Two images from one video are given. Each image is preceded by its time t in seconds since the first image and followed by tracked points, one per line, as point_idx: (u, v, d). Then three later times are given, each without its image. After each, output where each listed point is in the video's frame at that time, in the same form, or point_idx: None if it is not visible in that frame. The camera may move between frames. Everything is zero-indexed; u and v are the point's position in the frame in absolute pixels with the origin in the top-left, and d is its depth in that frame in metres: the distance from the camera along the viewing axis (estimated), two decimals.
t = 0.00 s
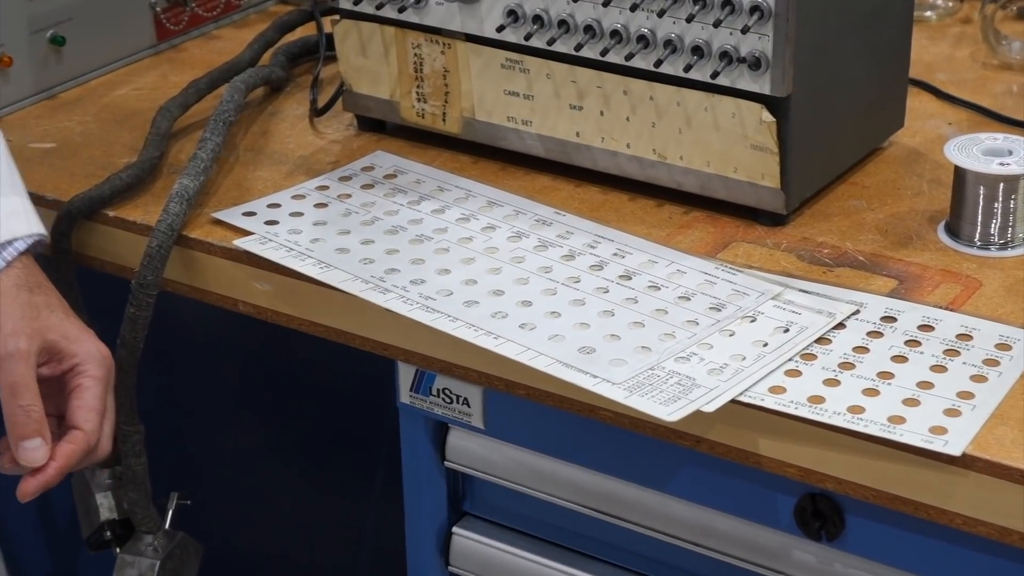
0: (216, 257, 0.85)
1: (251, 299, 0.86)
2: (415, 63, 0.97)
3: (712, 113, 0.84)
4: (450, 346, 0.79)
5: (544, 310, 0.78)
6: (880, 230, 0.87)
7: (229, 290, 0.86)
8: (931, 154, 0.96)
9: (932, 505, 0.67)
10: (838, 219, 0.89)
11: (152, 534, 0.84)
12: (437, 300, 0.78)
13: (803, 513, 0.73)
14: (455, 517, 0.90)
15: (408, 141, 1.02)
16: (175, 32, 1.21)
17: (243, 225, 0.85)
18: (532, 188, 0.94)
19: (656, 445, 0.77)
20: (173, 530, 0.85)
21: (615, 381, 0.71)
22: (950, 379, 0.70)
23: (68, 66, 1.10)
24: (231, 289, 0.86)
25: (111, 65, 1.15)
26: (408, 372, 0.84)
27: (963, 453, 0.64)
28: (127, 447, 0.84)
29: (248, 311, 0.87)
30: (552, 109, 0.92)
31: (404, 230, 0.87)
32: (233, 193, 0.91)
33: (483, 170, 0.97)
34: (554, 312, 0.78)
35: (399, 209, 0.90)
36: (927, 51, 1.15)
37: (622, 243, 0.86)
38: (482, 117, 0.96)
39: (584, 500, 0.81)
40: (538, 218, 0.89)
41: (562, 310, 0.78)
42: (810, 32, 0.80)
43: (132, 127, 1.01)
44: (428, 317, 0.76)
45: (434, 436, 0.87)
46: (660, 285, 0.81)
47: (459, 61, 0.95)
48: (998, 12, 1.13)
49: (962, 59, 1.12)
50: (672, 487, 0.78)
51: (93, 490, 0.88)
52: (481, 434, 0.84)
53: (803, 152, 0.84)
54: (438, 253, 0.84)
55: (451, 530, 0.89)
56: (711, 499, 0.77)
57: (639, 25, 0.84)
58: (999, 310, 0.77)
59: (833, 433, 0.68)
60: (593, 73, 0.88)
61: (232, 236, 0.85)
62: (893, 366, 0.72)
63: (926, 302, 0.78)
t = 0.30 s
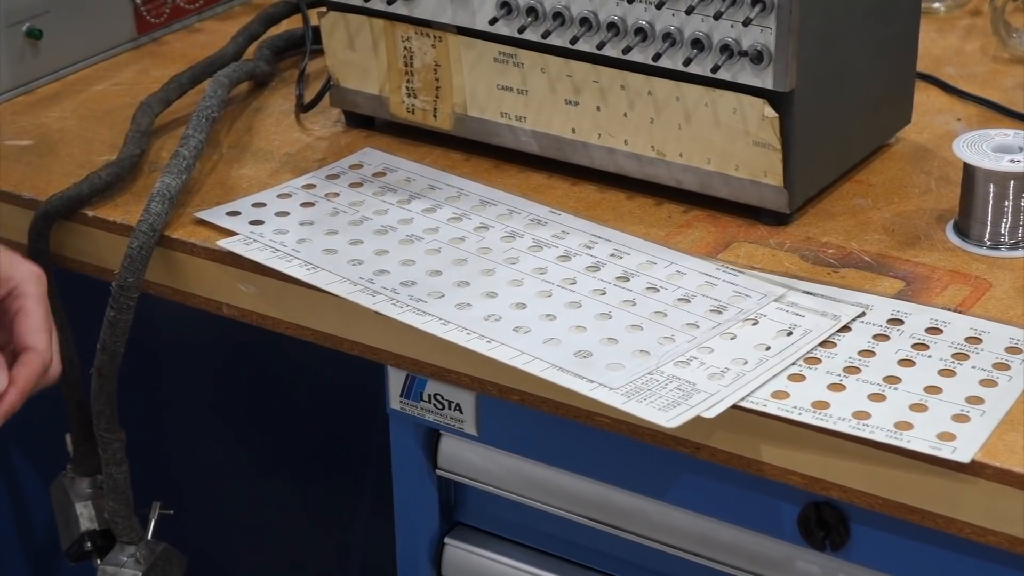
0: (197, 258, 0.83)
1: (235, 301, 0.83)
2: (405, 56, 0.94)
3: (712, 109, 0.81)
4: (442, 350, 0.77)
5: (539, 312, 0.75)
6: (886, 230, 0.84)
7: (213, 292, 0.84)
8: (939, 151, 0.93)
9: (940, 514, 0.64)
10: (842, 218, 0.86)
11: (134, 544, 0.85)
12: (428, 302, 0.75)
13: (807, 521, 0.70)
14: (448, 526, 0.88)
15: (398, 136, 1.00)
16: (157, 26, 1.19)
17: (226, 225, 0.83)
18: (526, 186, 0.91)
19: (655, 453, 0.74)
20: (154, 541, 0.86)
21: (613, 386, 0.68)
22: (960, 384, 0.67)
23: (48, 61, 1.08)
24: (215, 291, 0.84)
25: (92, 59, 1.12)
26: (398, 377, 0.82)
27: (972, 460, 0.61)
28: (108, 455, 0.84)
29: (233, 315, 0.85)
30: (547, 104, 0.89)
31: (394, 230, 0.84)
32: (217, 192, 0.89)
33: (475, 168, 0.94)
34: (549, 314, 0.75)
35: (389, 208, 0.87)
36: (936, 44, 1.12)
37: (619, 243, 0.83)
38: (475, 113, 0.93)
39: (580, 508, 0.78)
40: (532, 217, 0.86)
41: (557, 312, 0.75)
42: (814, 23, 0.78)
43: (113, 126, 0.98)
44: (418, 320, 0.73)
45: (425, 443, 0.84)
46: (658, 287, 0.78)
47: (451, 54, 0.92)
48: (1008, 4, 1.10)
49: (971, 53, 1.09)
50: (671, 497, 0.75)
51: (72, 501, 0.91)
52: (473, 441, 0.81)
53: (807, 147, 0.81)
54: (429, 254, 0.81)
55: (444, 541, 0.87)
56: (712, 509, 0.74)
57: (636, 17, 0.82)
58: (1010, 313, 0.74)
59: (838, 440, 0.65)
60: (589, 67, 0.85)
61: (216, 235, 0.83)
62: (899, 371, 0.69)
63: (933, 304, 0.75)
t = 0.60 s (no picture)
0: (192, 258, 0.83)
1: (230, 302, 0.83)
2: (401, 57, 0.94)
3: (708, 109, 0.81)
4: (438, 351, 0.77)
5: (535, 313, 0.75)
6: (881, 230, 0.84)
7: (208, 293, 0.84)
8: (935, 151, 0.93)
9: (936, 514, 0.64)
10: (838, 218, 0.86)
11: (129, 545, 0.85)
12: (424, 302, 0.75)
13: (802, 522, 0.70)
14: (444, 526, 0.88)
15: (394, 137, 1.00)
16: (153, 27, 1.19)
17: (222, 226, 0.83)
18: (522, 187, 0.91)
19: (650, 453, 0.74)
20: (150, 542, 0.86)
21: (609, 386, 0.68)
22: (955, 384, 0.67)
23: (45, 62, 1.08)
24: (210, 292, 0.84)
25: (88, 60, 1.12)
26: (394, 378, 0.82)
27: (967, 460, 0.61)
28: (104, 456, 0.84)
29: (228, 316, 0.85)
30: (543, 104, 0.89)
31: (390, 231, 0.84)
32: (212, 193, 0.89)
33: (471, 169, 0.94)
34: (545, 315, 0.75)
35: (385, 209, 0.87)
36: (931, 44, 1.12)
37: (615, 244, 0.83)
38: (470, 114, 0.93)
39: (576, 509, 0.78)
40: (528, 218, 0.86)
41: (553, 313, 0.75)
42: (810, 23, 0.78)
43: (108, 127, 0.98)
44: (414, 321, 0.73)
45: (421, 444, 0.84)
46: (654, 288, 0.78)
47: (446, 55, 0.92)
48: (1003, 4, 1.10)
49: (967, 53, 1.10)
50: (667, 498, 0.75)
51: (67, 501, 0.91)
52: (469, 441, 0.81)
53: (802, 147, 0.81)
54: (425, 254, 0.81)
55: (439, 541, 0.87)
56: (708, 509, 0.74)
57: (632, 17, 0.82)
58: (1005, 313, 0.74)
59: (833, 440, 0.65)
60: (584, 68, 0.85)
61: (212, 236, 0.83)
62: (894, 372, 0.69)
63: (929, 305, 0.75)
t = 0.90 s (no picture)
0: (191, 259, 0.83)
1: (229, 303, 0.83)
2: (400, 58, 0.94)
3: (707, 110, 0.81)
4: (436, 352, 0.77)
5: (533, 314, 0.75)
6: (880, 231, 0.84)
7: (206, 293, 0.84)
8: (933, 153, 0.93)
9: (935, 515, 0.64)
10: (837, 219, 0.86)
11: (128, 546, 0.85)
12: (423, 304, 0.75)
13: (801, 522, 0.70)
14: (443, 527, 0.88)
15: (393, 138, 1.00)
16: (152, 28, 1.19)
17: (221, 227, 0.83)
18: (521, 188, 0.91)
19: (649, 454, 0.74)
20: (150, 542, 0.86)
21: (607, 387, 0.68)
22: (954, 385, 0.67)
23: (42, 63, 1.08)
24: (209, 293, 0.84)
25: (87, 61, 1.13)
26: (393, 378, 0.82)
27: (967, 461, 0.61)
28: (103, 457, 0.84)
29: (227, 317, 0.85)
30: (542, 105, 0.89)
31: (388, 232, 0.84)
32: (211, 194, 0.89)
33: (469, 170, 0.94)
34: (544, 316, 0.75)
35: (384, 210, 0.87)
36: (930, 45, 1.12)
37: (614, 245, 0.83)
38: (469, 115, 0.93)
39: (575, 510, 0.78)
40: (527, 219, 0.86)
41: (552, 314, 0.75)
42: (809, 24, 0.78)
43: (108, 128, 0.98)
44: (413, 322, 0.73)
45: (420, 445, 0.84)
46: (653, 289, 0.78)
47: (445, 56, 0.92)
48: (1002, 6, 1.10)
49: (965, 54, 1.10)
50: (666, 498, 0.75)
51: (66, 502, 0.90)
52: (468, 442, 0.81)
53: (801, 148, 0.81)
54: (423, 255, 0.81)
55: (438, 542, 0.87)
56: (706, 510, 0.74)
57: (631, 18, 0.82)
58: (1003, 314, 0.74)
59: (832, 441, 0.65)
60: (583, 68, 0.85)
61: (210, 236, 0.83)
62: (893, 373, 0.69)
63: (928, 306, 0.75)
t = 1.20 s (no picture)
0: (192, 259, 0.83)
1: (231, 303, 0.83)
2: (401, 58, 0.94)
3: (709, 111, 0.81)
4: (438, 353, 0.77)
5: (534, 315, 0.75)
6: (881, 233, 0.84)
7: (207, 294, 0.84)
8: (934, 154, 0.93)
9: (936, 517, 0.64)
10: (838, 220, 0.86)
11: (129, 546, 0.85)
12: (424, 305, 0.75)
13: (802, 523, 0.70)
14: (443, 527, 0.87)
15: (394, 139, 1.00)
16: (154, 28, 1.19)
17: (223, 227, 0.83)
18: (522, 189, 0.91)
19: (650, 455, 0.74)
20: (151, 542, 0.86)
21: (608, 388, 0.68)
22: (955, 386, 0.67)
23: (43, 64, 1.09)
24: (210, 293, 0.84)
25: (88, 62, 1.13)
26: (394, 379, 0.82)
27: (968, 462, 0.61)
28: (104, 457, 0.84)
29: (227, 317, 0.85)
30: (543, 106, 0.89)
31: (389, 233, 0.84)
32: (212, 195, 0.89)
33: (470, 171, 0.94)
34: (545, 317, 0.75)
35: (385, 210, 0.87)
36: (931, 47, 1.12)
37: (615, 246, 0.83)
38: (470, 116, 0.93)
39: (576, 511, 0.78)
40: (528, 220, 0.86)
41: (553, 315, 0.75)
42: (811, 25, 0.78)
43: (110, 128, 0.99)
44: (414, 322, 0.73)
45: (421, 445, 0.84)
46: (654, 290, 0.78)
47: (447, 56, 0.92)
48: (1003, 7, 1.10)
49: (967, 56, 1.10)
50: (666, 499, 0.75)
51: (67, 502, 0.90)
52: (468, 443, 0.81)
53: (803, 149, 0.81)
54: (425, 256, 0.81)
55: (439, 543, 0.86)
56: (707, 512, 0.74)
57: (632, 19, 0.82)
58: (1005, 316, 0.74)
59: (833, 442, 0.65)
60: (585, 69, 0.85)
61: (212, 237, 0.83)
62: (894, 374, 0.69)
63: (929, 307, 0.75)
